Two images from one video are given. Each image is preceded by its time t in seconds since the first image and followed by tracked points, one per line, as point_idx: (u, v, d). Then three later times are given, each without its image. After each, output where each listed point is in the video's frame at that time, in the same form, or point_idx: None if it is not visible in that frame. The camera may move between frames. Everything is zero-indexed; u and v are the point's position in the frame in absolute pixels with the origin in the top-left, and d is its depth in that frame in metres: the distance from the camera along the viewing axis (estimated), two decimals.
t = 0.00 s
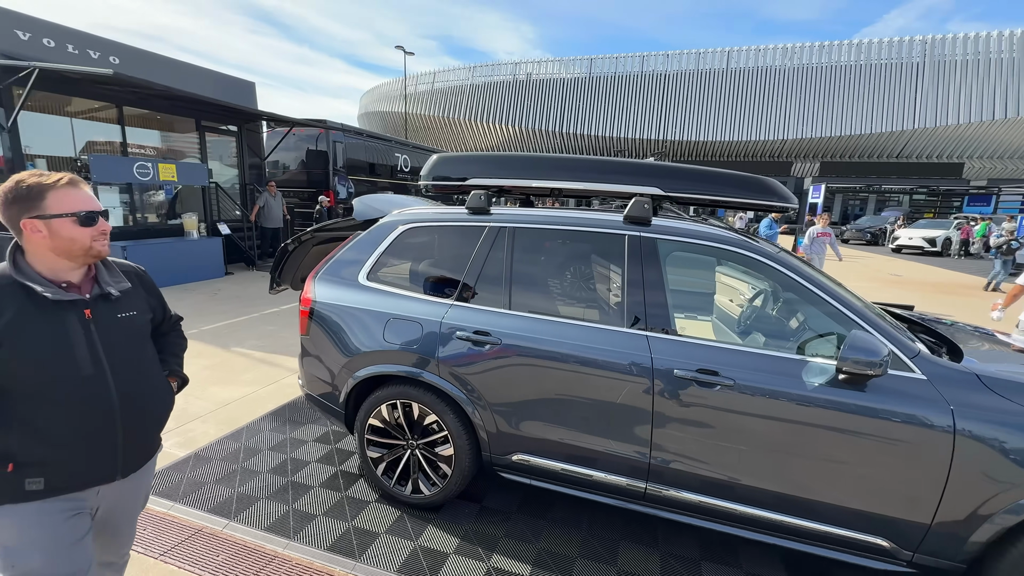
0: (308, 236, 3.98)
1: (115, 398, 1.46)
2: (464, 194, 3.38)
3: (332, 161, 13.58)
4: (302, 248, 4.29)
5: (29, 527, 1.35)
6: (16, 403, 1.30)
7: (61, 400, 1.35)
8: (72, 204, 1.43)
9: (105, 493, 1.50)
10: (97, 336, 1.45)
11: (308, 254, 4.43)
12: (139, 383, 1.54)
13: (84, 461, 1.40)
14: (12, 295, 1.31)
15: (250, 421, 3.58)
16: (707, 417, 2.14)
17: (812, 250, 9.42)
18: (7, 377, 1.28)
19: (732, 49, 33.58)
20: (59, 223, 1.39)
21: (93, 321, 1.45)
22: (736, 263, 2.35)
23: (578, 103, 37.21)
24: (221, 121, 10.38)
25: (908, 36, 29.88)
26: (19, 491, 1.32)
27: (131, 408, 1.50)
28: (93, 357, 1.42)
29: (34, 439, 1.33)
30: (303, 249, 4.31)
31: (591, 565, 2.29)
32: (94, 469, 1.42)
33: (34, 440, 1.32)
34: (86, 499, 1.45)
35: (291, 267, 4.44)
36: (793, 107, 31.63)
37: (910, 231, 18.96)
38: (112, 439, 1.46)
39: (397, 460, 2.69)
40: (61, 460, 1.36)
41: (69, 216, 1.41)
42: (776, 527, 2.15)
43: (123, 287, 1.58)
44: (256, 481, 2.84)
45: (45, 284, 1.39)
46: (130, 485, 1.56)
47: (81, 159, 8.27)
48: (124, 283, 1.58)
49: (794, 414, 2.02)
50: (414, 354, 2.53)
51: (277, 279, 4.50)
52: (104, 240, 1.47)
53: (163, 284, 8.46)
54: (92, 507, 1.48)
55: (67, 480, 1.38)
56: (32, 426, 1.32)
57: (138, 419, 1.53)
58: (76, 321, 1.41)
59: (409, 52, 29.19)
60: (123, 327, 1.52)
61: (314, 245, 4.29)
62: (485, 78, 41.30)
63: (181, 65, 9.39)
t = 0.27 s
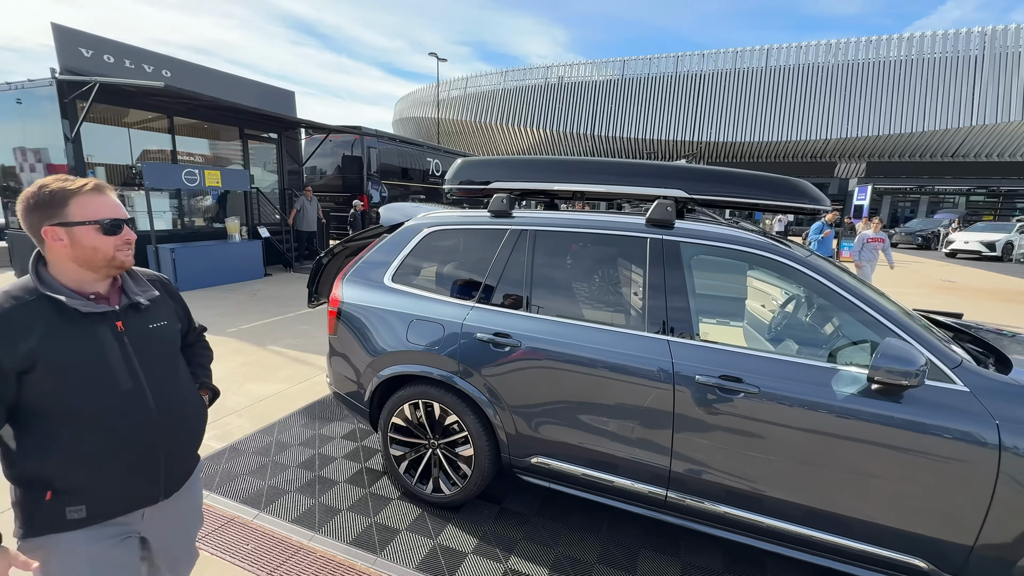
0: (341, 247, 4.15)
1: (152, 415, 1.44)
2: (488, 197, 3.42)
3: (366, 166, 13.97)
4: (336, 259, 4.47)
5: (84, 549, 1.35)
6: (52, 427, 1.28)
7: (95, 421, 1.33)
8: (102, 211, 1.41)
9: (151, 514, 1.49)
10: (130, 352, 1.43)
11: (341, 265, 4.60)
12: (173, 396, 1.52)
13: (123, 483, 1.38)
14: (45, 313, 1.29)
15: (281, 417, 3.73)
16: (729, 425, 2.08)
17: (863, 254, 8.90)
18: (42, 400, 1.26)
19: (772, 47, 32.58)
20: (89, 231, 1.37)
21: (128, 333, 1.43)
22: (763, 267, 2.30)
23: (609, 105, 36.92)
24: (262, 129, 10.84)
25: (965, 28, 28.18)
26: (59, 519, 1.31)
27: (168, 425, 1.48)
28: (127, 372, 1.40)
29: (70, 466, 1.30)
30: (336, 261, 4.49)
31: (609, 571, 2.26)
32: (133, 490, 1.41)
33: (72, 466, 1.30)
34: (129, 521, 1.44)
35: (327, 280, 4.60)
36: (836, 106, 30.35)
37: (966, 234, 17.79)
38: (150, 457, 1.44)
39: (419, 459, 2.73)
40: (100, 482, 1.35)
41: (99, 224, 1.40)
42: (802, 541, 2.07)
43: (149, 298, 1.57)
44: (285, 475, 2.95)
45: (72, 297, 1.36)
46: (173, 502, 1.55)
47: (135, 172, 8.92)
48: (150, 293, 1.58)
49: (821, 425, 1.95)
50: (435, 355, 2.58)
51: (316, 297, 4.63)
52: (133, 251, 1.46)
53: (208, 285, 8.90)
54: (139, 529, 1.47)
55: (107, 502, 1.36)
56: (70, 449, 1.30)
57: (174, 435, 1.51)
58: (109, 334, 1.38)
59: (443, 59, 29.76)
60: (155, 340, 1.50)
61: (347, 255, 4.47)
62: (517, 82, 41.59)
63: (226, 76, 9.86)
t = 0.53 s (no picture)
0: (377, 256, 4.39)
1: (210, 399, 1.52)
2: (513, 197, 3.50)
3: (398, 168, 14.32)
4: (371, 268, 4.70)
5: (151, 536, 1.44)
6: (122, 414, 1.34)
7: (161, 406, 1.39)
8: (151, 202, 1.47)
9: (211, 494, 1.58)
10: (185, 340, 1.50)
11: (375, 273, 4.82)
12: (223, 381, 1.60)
13: (189, 464, 1.46)
14: (111, 303, 1.34)
15: (315, 407, 3.91)
16: (747, 423, 2.09)
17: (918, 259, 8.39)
18: (115, 388, 1.32)
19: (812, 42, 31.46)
20: (142, 222, 1.44)
21: (183, 322, 1.51)
22: (787, 266, 2.28)
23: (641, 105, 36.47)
24: (301, 133, 11.30)
25: None
26: (131, 501, 1.38)
27: (224, 408, 1.56)
28: (186, 358, 1.47)
29: (140, 449, 1.37)
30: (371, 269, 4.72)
31: (627, 564, 2.30)
32: (199, 470, 1.49)
33: (142, 450, 1.37)
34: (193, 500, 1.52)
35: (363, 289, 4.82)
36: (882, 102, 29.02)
37: None
38: (211, 439, 1.51)
39: (443, 449, 2.83)
40: (168, 464, 1.42)
41: (150, 215, 1.46)
42: (823, 542, 2.05)
43: (197, 288, 1.65)
44: (318, 461, 3.11)
45: (131, 290, 1.40)
46: (229, 482, 1.64)
47: (182, 171, 9.32)
48: (197, 284, 1.66)
49: (842, 426, 1.94)
50: (460, 350, 2.67)
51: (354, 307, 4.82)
52: (182, 240, 1.52)
53: (249, 282, 9.34)
54: (199, 510, 1.55)
55: (176, 483, 1.44)
56: (139, 433, 1.36)
57: (231, 418, 1.59)
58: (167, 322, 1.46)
59: (473, 62, 30.19)
60: (203, 328, 1.58)
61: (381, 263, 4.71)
62: (547, 84, 41.66)
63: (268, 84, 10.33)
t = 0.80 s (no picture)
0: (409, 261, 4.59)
1: (277, 385, 1.57)
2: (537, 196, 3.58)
3: (428, 169, 14.61)
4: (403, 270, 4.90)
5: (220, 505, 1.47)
6: (203, 397, 1.39)
7: (237, 390, 1.45)
8: (212, 202, 1.49)
9: (271, 474, 1.61)
10: (256, 327, 1.56)
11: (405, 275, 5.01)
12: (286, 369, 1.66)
13: (259, 446, 1.51)
14: (194, 293, 1.41)
15: (346, 398, 4.10)
16: (765, 418, 2.11)
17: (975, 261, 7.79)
18: (198, 372, 1.37)
19: (854, 36, 30.27)
20: (203, 220, 1.46)
21: (252, 312, 1.57)
22: (812, 265, 2.28)
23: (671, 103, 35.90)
24: (335, 136, 11.69)
25: None
26: (206, 480, 1.42)
27: (289, 395, 1.62)
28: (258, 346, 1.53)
29: (217, 431, 1.43)
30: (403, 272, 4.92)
31: (644, 555, 2.35)
32: (267, 453, 1.53)
33: (220, 431, 1.42)
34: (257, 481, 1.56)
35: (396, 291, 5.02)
36: (930, 95, 27.62)
37: None
38: (278, 424, 1.57)
39: (468, 439, 2.94)
40: (241, 446, 1.47)
41: (211, 213, 1.48)
42: (843, 539, 2.05)
43: (259, 283, 1.69)
44: (349, 447, 3.28)
45: (201, 274, 1.46)
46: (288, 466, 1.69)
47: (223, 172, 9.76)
48: (261, 279, 1.69)
49: (862, 423, 1.94)
50: (484, 344, 2.77)
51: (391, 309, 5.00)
52: (240, 237, 1.53)
53: (285, 280, 9.76)
54: (259, 488, 1.58)
55: (246, 464, 1.49)
56: (217, 415, 1.42)
57: (293, 405, 1.65)
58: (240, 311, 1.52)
59: (502, 63, 30.47)
60: (269, 317, 1.64)
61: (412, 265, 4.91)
62: (576, 83, 41.54)
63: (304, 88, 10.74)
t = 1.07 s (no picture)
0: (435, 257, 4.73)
1: (333, 372, 1.65)
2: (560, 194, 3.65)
3: (454, 169, 14.82)
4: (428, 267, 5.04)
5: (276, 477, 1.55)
6: (267, 376, 1.49)
7: (297, 373, 1.54)
8: (285, 200, 1.58)
9: (321, 455, 1.70)
10: (315, 317, 1.65)
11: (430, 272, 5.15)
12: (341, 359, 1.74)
13: (314, 428, 1.59)
14: (264, 281, 1.51)
15: (374, 389, 4.25)
16: (783, 412, 2.12)
17: None
18: (263, 353, 1.48)
19: (895, 27, 29.06)
20: (274, 215, 1.56)
21: (314, 302, 1.66)
22: (836, 261, 2.27)
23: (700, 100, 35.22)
24: (364, 137, 11.99)
25: None
26: (266, 455, 1.51)
27: (343, 383, 1.70)
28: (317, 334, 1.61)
29: (277, 409, 1.53)
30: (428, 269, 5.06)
31: (661, 545, 2.38)
32: (319, 435, 1.61)
33: (280, 410, 1.52)
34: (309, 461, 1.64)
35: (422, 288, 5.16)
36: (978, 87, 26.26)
37: None
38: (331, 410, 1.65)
39: (489, 429, 3.03)
40: (298, 426, 1.55)
41: (282, 209, 1.57)
42: (862, 535, 2.05)
43: (323, 277, 1.77)
44: (376, 435, 3.42)
45: (269, 263, 1.55)
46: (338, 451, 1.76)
47: (258, 173, 10.18)
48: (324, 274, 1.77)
49: (882, 419, 1.94)
50: (507, 336, 2.86)
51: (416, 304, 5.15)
52: (306, 233, 1.61)
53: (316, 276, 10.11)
54: (311, 466, 1.66)
55: (301, 443, 1.57)
56: (278, 395, 1.52)
57: (346, 392, 1.72)
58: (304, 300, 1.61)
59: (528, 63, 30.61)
60: (329, 309, 1.72)
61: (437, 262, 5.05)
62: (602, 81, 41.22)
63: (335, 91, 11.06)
